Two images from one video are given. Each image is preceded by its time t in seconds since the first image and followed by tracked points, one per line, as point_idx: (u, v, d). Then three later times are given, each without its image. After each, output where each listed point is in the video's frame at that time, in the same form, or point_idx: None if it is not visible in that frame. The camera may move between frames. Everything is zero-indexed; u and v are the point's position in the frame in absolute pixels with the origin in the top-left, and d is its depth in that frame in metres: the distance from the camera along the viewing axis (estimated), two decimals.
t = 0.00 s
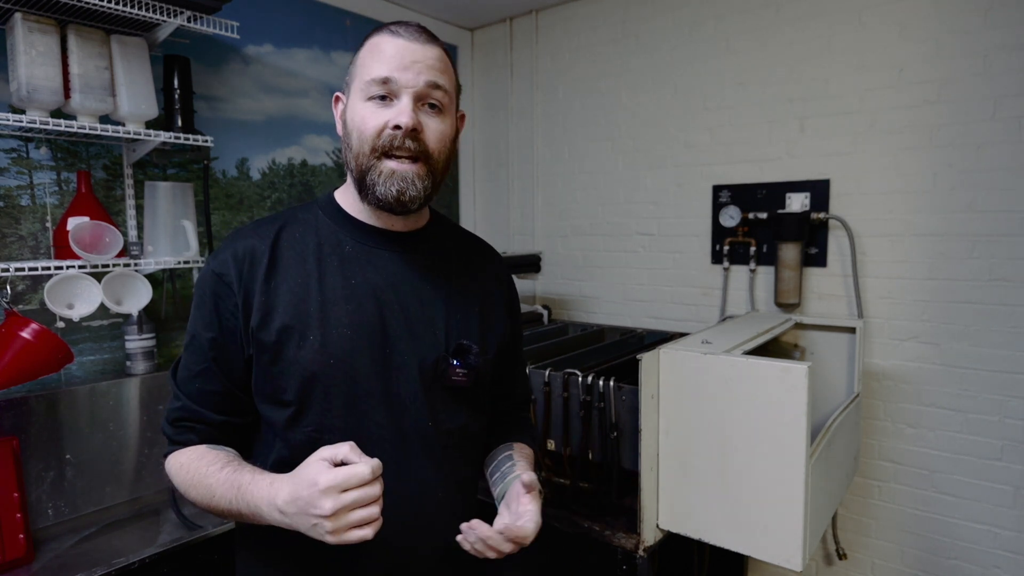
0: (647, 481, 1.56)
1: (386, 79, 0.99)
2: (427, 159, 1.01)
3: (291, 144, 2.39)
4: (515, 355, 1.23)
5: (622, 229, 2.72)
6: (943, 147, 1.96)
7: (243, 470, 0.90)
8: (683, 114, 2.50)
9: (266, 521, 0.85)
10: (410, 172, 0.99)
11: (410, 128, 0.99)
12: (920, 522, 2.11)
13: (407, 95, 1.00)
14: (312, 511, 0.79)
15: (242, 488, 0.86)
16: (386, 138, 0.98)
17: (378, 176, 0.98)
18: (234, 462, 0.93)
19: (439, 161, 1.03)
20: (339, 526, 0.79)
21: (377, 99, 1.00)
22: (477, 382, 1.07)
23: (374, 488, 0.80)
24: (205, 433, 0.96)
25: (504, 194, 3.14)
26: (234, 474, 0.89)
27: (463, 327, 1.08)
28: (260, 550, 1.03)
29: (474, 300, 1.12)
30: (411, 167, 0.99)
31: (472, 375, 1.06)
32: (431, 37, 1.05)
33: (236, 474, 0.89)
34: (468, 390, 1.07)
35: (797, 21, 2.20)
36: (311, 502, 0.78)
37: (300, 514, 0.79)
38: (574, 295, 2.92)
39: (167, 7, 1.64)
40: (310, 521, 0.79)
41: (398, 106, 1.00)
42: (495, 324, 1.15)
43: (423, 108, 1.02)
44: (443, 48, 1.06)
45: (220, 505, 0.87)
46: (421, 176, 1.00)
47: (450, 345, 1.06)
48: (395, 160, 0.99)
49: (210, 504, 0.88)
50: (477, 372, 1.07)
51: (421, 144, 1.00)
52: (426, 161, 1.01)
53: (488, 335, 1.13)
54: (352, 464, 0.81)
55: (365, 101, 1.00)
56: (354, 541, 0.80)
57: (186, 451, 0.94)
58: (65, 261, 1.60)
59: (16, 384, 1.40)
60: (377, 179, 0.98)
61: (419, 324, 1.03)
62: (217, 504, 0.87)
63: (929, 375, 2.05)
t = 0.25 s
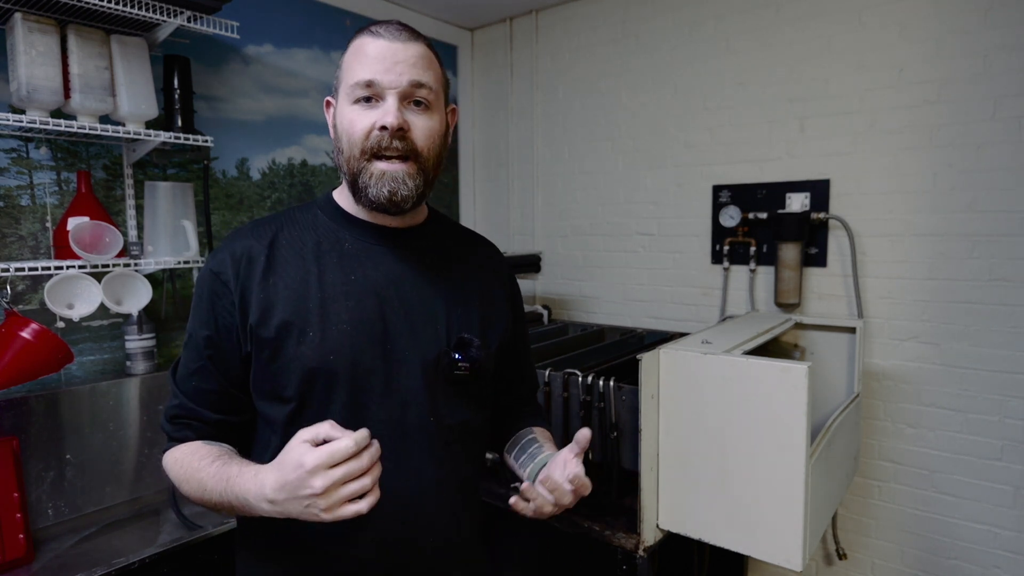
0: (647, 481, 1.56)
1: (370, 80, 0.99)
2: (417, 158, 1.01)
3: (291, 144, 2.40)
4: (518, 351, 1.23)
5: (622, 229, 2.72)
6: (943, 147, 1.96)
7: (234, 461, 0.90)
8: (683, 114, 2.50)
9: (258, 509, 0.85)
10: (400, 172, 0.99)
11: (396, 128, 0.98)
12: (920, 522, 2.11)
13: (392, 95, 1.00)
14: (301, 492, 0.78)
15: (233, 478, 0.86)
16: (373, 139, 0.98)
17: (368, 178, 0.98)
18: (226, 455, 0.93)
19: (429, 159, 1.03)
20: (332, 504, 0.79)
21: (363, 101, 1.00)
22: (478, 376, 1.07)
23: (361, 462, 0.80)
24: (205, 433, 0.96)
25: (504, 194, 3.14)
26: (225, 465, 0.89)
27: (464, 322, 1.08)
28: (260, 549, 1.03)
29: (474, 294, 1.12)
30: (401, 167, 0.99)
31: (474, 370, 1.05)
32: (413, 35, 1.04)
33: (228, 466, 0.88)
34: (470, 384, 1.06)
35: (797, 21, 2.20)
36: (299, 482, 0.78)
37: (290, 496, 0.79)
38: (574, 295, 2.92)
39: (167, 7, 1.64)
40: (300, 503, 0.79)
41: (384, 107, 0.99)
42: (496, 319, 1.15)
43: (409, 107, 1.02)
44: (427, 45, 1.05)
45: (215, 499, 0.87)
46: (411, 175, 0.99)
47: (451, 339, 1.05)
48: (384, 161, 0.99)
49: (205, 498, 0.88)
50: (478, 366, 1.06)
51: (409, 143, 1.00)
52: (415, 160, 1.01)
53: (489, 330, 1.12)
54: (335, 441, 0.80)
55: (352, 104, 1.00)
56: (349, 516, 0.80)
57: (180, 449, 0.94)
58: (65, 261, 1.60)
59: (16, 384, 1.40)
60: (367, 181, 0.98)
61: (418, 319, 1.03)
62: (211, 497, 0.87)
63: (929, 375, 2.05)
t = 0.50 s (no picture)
0: (647, 481, 1.56)
1: (369, 81, 0.99)
2: (417, 158, 1.01)
3: (291, 144, 2.39)
4: (517, 350, 1.23)
5: (622, 229, 2.72)
6: (943, 147, 1.96)
7: (234, 462, 0.90)
8: (683, 114, 2.50)
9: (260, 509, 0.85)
10: (401, 173, 0.99)
11: (397, 128, 0.98)
12: (920, 522, 2.11)
13: (392, 95, 1.00)
14: (303, 494, 0.78)
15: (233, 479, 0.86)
16: (374, 140, 0.98)
17: (369, 179, 0.98)
18: (226, 456, 0.93)
19: (429, 159, 1.03)
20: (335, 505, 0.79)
21: (363, 102, 1.00)
22: (479, 376, 1.07)
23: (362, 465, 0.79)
24: (205, 433, 0.96)
25: (504, 194, 3.14)
26: (225, 467, 0.89)
27: (465, 321, 1.08)
28: (260, 549, 1.04)
29: (475, 294, 1.12)
30: (402, 168, 0.99)
31: (475, 369, 1.05)
32: (412, 34, 1.04)
33: (228, 468, 0.88)
34: (471, 384, 1.06)
35: (797, 21, 2.20)
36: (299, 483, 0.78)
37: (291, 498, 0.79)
38: (574, 295, 2.92)
39: (167, 7, 1.64)
40: (301, 504, 0.79)
41: (384, 107, 0.99)
42: (497, 318, 1.15)
43: (409, 107, 1.02)
44: (425, 44, 1.05)
45: (214, 501, 0.87)
46: (412, 176, 0.99)
47: (452, 338, 1.05)
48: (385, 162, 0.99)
49: (205, 500, 0.88)
50: (480, 365, 1.06)
51: (409, 144, 1.00)
52: (416, 160, 1.01)
53: (490, 329, 1.13)
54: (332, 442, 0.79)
55: (352, 105, 1.00)
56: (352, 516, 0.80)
57: (181, 450, 0.94)
58: (65, 262, 1.60)
59: (16, 384, 1.40)
60: (369, 182, 0.98)
61: (419, 319, 1.03)
62: (211, 499, 0.87)
63: (929, 375, 2.05)
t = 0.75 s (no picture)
0: (647, 481, 1.56)
1: (363, 83, 0.99)
2: (412, 159, 1.00)
3: (291, 144, 2.39)
4: (516, 350, 1.23)
5: (622, 229, 2.72)
6: (942, 147, 1.96)
7: (248, 468, 0.90)
8: (683, 114, 2.50)
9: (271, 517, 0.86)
10: (395, 175, 0.98)
11: (390, 129, 0.98)
12: (919, 522, 2.11)
13: (385, 96, 1.00)
14: (323, 516, 0.79)
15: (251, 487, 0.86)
16: (368, 141, 0.98)
17: (364, 181, 0.98)
18: (235, 459, 0.93)
19: (425, 159, 1.02)
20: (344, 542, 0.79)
21: (357, 104, 1.00)
22: (479, 377, 1.07)
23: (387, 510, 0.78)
24: (207, 435, 0.95)
25: (504, 194, 3.14)
26: (239, 472, 0.89)
27: (464, 323, 1.08)
28: (259, 551, 1.04)
29: (474, 296, 1.12)
30: (396, 169, 0.99)
31: (475, 371, 1.05)
32: (405, 33, 1.04)
33: (242, 473, 0.88)
34: (471, 385, 1.06)
35: (798, 21, 2.20)
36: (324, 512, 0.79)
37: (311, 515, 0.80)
38: (574, 295, 2.92)
39: (167, 7, 1.64)
40: (319, 525, 0.79)
41: (378, 109, 0.99)
42: (496, 319, 1.15)
43: (403, 107, 1.01)
44: (419, 43, 1.04)
45: (225, 504, 0.87)
46: (406, 177, 0.99)
47: (452, 340, 1.05)
48: (379, 163, 0.99)
49: (217, 504, 0.88)
50: (480, 367, 1.06)
51: (403, 144, 1.00)
52: (410, 160, 1.00)
53: (489, 331, 1.13)
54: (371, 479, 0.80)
55: (346, 107, 1.01)
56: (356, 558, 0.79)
57: (188, 453, 0.93)
58: (65, 262, 1.60)
59: (16, 384, 1.40)
60: (363, 184, 0.98)
61: (419, 320, 1.03)
62: (224, 503, 0.87)
63: (929, 375, 2.05)
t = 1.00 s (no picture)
0: (647, 481, 1.56)
1: (356, 89, 0.99)
2: (408, 164, 1.01)
3: (291, 144, 2.39)
4: (516, 350, 1.23)
5: (622, 229, 2.72)
6: (942, 147, 1.96)
7: (237, 467, 0.88)
8: (683, 114, 2.50)
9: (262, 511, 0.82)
10: (392, 181, 0.99)
11: (385, 135, 0.98)
12: (919, 522, 2.11)
13: (379, 102, 0.99)
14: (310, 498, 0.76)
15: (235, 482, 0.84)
16: (364, 148, 0.98)
17: (361, 188, 0.99)
18: (228, 459, 0.91)
19: (422, 163, 1.02)
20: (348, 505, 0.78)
21: (352, 110, 1.00)
22: (478, 378, 1.07)
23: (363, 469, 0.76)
24: (207, 435, 0.95)
25: (504, 194, 3.14)
26: (227, 471, 0.87)
27: (464, 324, 1.08)
28: (258, 550, 1.04)
29: (474, 297, 1.12)
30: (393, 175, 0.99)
31: (475, 372, 1.05)
32: (399, 36, 1.03)
33: (230, 471, 0.86)
34: (471, 387, 1.06)
35: (798, 21, 2.20)
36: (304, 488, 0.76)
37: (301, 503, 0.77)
38: (574, 295, 2.92)
39: (167, 7, 1.64)
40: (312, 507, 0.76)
41: (372, 115, 0.99)
42: (495, 320, 1.15)
43: (398, 112, 1.01)
44: (412, 46, 1.04)
45: (215, 504, 0.85)
46: (403, 183, 0.99)
47: (451, 341, 1.05)
48: (376, 170, 0.99)
49: (207, 505, 0.86)
50: (479, 368, 1.06)
51: (399, 150, 1.00)
52: (407, 165, 1.00)
53: (489, 331, 1.13)
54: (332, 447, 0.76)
55: (341, 114, 1.01)
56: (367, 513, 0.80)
57: (185, 451, 0.93)
58: (65, 261, 1.60)
59: (16, 384, 1.40)
60: (361, 191, 0.99)
61: (418, 322, 1.03)
62: (213, 503, 0.85)
63: (929, 375, 2.05)
